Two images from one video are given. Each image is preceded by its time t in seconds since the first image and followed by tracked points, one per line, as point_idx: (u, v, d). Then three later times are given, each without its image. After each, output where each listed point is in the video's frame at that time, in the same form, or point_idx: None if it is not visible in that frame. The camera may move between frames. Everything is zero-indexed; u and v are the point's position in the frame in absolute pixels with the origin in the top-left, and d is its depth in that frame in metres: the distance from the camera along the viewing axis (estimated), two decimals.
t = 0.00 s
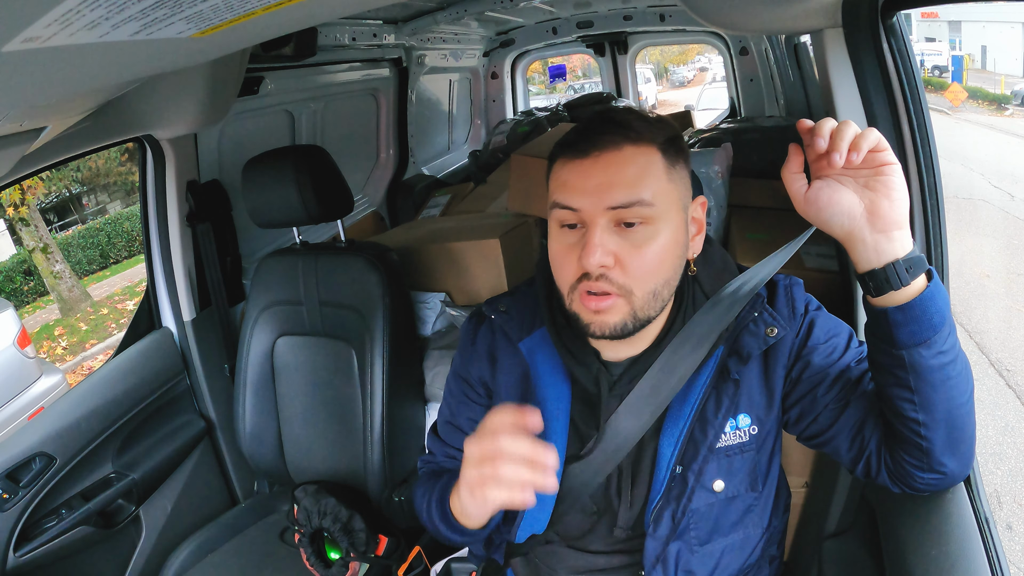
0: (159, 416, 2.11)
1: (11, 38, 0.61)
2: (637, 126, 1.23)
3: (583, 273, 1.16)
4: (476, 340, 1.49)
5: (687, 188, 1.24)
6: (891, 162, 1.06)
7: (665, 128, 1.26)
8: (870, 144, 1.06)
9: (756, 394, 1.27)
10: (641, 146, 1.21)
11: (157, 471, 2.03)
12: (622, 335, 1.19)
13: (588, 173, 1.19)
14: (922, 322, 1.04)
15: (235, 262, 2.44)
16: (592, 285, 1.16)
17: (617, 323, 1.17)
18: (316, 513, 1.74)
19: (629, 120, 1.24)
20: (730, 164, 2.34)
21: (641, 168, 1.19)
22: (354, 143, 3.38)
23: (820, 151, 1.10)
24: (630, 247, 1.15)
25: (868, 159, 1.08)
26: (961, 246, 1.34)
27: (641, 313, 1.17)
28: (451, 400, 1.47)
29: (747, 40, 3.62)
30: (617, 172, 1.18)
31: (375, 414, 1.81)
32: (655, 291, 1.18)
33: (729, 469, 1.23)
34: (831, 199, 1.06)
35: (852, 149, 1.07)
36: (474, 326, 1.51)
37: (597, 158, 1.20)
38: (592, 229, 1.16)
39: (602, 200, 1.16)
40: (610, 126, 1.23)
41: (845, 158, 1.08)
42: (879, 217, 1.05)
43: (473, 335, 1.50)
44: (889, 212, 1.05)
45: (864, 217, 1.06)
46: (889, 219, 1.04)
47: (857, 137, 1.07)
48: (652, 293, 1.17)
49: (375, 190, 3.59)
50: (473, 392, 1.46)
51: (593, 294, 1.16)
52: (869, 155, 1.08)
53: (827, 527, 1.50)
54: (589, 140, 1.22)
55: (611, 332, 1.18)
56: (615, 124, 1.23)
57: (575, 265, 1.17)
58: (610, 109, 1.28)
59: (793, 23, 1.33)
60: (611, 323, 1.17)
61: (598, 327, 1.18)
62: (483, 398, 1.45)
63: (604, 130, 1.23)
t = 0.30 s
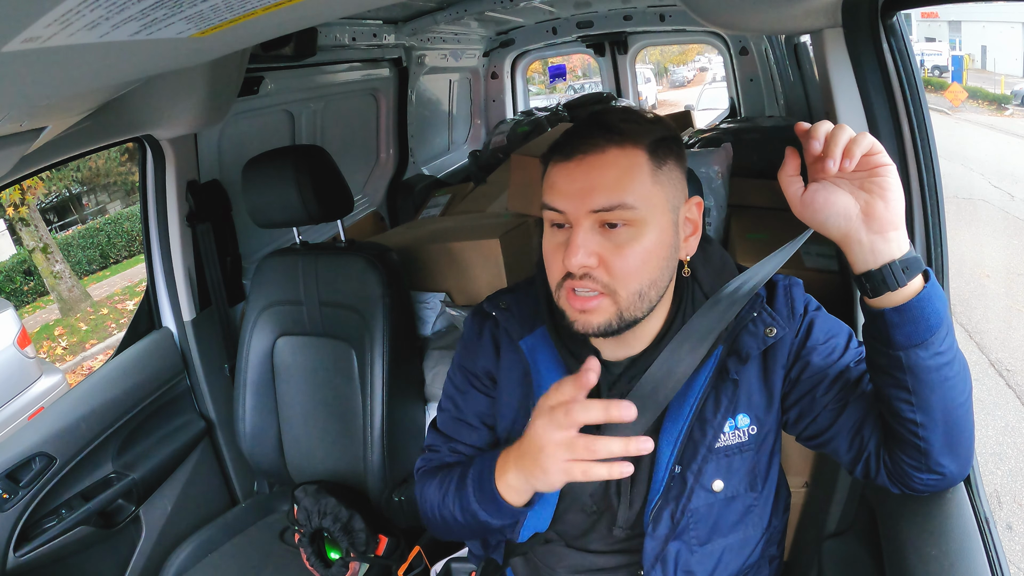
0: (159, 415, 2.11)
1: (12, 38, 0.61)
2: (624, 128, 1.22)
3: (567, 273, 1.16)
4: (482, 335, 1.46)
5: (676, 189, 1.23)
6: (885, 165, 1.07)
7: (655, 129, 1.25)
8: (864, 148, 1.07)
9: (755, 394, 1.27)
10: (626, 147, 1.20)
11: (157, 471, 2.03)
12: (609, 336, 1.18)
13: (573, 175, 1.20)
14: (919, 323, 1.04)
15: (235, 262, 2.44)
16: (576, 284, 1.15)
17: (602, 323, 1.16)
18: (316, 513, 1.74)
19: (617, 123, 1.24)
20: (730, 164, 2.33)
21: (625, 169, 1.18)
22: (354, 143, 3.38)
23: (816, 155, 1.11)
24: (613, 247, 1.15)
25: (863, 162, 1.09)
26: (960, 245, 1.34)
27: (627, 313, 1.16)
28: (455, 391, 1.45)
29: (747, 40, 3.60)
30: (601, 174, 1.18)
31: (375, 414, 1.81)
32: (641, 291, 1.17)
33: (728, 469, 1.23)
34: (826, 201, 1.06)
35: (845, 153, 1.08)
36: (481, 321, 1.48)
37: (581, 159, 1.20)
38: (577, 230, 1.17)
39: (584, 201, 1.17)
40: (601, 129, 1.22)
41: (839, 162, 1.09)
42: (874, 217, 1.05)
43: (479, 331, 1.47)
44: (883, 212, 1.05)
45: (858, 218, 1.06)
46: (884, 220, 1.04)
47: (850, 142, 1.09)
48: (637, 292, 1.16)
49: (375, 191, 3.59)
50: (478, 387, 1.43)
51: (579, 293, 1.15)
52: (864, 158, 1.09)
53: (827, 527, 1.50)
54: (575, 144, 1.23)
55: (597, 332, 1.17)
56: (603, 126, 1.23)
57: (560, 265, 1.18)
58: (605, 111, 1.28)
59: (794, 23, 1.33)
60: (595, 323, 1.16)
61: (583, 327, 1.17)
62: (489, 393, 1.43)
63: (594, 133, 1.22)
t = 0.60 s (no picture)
0: (159, 415, 2.11)
1: (11, 38, 0.61)
2: (625, 124, 1.23)
3: (567, 267, 1.17)
4: (482, 339, 1.46)
5: (676, 186, 1.23)
6: (886, 164, 1.07)
7: (656, 126, 1.25)
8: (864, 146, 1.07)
9: (756, 395, 1.27)
10: (626, 141, 1.21)
11: (157, 470, 2.03)
12: (609, 331, 1.18)
13: (574, 169, 1.20)
14: (919, 324, 1.04)
15: (235, 262, 2.44)
16: (576, 279, 1.16)
17: (602, 318, 1.16)
18: (316, 513, 1.74)
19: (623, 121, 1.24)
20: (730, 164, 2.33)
21: (625, 163, 1.19)
22: (354, 143, 3.38)
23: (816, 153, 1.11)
24: (613, 241, 1.16)
25: (864, 162, 1.09)
26: (960, 245, 1.34)
27: (627, 308, 1.16)
28: (458, 396, 1.45)
29: (747, 40, 3.61)
30: (602, 168, 1.18)
31: (375, 414, 1.81)
32: (641, 286, 1.17)
33: (727, 469, 1.24)
34: (827, 200, 1.07)
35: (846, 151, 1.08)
36: (481, 325, 1.47)
37: (582, 154, 1.21)
38: (577, 225, 1.18)
39: (585, 195, 1.17)
40: (603, 126, 1.23)
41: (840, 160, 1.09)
42: (875, 217, 1.05)
43: (479, 335, 1.47)
44: (883, 212, 1.05)
45: (859, 217, 1.06)
46: (884, 219, 1.04)
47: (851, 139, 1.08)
48: (637, 288, 1.17)
49: (375, 190, 3.59)
50: (481, 391, 1.43)
51: (578, 288, 1.16)
52: (865, 158, 1.09)
53: (827, 527, 1.50)
54: (575, 140, 1.23)
55: (596, 327, 1.17)
56: (604, 123, 1.24)
57: (561, 259, 1.19)
58: (606, 110, 1.28)
59: (794, 23, 1.33)
60: (595, 318, 1.16)
61: (583, 322, 1.17)
62: (492, 397, 1.42)
63: (596, 130, 1.23)
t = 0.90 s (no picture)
0: (159, 415, 2.11)
1: (11, 38, 0.61)
2: (626, 123, 1.23)
3: (569, 267, 1.17)
4: (482, 339, 1.46)
5: (678, 187, 1.23)
6: (884, 165, 1.07)
7: (657, 126, 1.25)
8: (863, 147, 1.07)
9: (756, 395, 1.27)
10: (629, 141, 1.20)
11: (157, 470, 2.03)
12: (611, 331, 1.19)
13: (576, 168, 1.20)
14: (918, 324, 1.04)
15: (235, 262, 2.43)
16: (577, 278, 1.16)
17: (603, 318, 1.17)
18: (316, 513, 1.74)
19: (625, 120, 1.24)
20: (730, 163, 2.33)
21: (628, 163, 1.18)
22: (354, 143, 3.38)
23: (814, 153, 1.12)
24: (615, 241, 1.16)
25: (861, 162, 1.09)
26: (960, 244, 1.34)
27: (628, 308, 1.17)
28: (458, 396, 1.45)
29: (747, 41, 3.60)
30: (604, 167, 1.18)
31: (375, 414, 1.81)
32: (643, 287, 1.17)
33: (727, 469, 1.24)
34: (824, 202, 1.08)
35: (844, 152, 1.08)
36: (481, 325, 1.47)
37: (584, 153, 1.20)
38: (579, 224, 1.18)
39: (587, 194, 1.17)
40: (604, 125, 1.23)
41: (837, 160, 1.09)
42: (873, 218, 1.05)
43: (478, 335, 1.46)
44: (882, 213, 1.05)
45: (857, 218, 1.06)
46: (882, 220, 1.05)
47: (849, 140, 1.09)
48: (639, 288, 1.17)
49: (375, 190, 3.59)
50: (480, 391, 1.43)
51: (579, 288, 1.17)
52: (862, 158, 1.09)
53: (827, 527, 1.50)
54: (576, 139, 1.23)
55: (597, 327, 1.17)
56: (605, 123, 1.24)
57: (562, 259, 1.19)
58: (608, 109, 1.28)
59: (794, 23, 1.33)
60: (599, 320, 1.17)
61: (584, 322, 1.17)
62: (492, 396, 1.42)
63: (599, 129, 1.23)
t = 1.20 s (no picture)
0: (159, 415, 2.11)
1: (12, 38, 0.61)
2: (636, 126, 1.23)
3: (583, 273, 1.17)
4: (485, 338, 1.46)
5: (685, 189, 1.24)
6: (885, 164, 1.07)
7: (666, 129, 1.26)
8: (863, 147, 1.07)
9: (757, 395, 1.27)
10: (640, 146, 1.21)
11: (157, 470, 2.03)
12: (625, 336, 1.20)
13: (587, 173, 1.20)
14: (919, 324, 1.04)
15: (235, 262, 2.44)
16: (592, 285, 1.17)
17: (618, 323, 1.17)
18: (316, 513, 1.74)
19: (630, 121, 1.24)
20: (730, 163, 2.33)
21: (639, 168, 1.19)
22: (354, 143, 3.38)
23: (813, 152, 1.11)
24: (629, 247, 1.17)
25: (861, 161, 1.09)
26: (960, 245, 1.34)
27: (642, 313, 1.17)
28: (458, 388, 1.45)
29: (747, 40, 3.60)
30: (616, 172, 1.19)
31: (375, 415, 1.81)
32: (657, 292, 1.18)
33: (728, 470, 1.24)
34: (824, 202, 1.07)
35: (844, 152, 1.08)
36: (483, 323, 1.48)
37: (595, 158, 1.20)
38: (592, 230, 1.18)
39: (600, 200, 1.18)
40: (609, 126, 1.23)
41: (837, 159, 1.09)
42: (873, 218, 1.05)
43: (481, 334, 1.47)
44: (882, 213, 1.05)
45: (858, 219, 1.06)
46: (883, 220, 1.05)
47: (849, 139, 1.08)
48: (653, 293, 1.18)
49: (375, 190, 3.59)
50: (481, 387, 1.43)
51: (593, 294, 1.17)
52: (862, 157, 1.09)
53: (827, 527, 1.50)
54: (586, 142, 1.23)
55: (612, 333, 1.18)
56: (614, 125, 1.24)
57: (575, 265, 1.19)
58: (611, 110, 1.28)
59: (794, 23, 1.33)
60: (611, 320, 1.16)
61: (598, 327, 1.18)
62: (493, 395, 1.42)
63: (605, 131, 1.23)
